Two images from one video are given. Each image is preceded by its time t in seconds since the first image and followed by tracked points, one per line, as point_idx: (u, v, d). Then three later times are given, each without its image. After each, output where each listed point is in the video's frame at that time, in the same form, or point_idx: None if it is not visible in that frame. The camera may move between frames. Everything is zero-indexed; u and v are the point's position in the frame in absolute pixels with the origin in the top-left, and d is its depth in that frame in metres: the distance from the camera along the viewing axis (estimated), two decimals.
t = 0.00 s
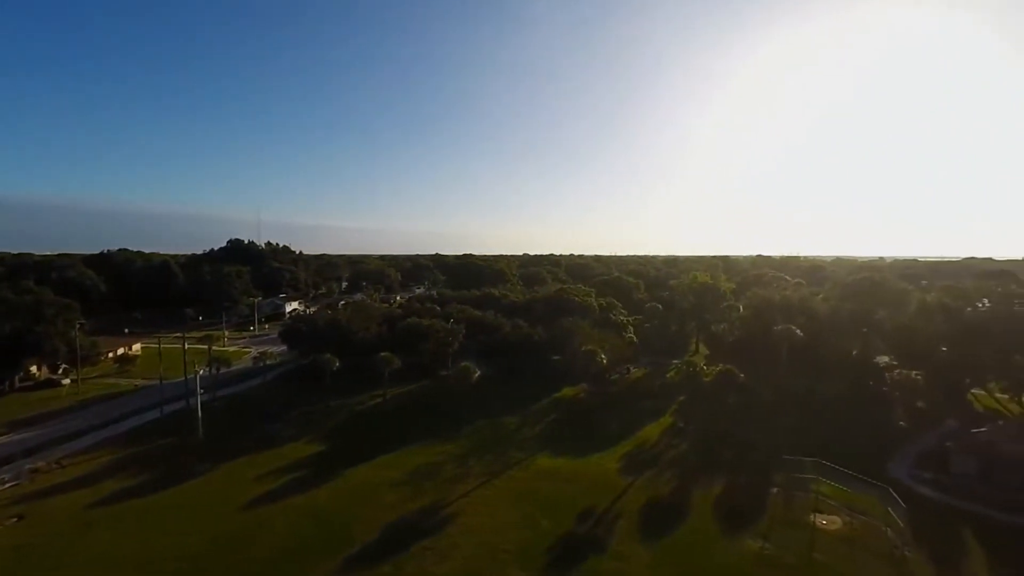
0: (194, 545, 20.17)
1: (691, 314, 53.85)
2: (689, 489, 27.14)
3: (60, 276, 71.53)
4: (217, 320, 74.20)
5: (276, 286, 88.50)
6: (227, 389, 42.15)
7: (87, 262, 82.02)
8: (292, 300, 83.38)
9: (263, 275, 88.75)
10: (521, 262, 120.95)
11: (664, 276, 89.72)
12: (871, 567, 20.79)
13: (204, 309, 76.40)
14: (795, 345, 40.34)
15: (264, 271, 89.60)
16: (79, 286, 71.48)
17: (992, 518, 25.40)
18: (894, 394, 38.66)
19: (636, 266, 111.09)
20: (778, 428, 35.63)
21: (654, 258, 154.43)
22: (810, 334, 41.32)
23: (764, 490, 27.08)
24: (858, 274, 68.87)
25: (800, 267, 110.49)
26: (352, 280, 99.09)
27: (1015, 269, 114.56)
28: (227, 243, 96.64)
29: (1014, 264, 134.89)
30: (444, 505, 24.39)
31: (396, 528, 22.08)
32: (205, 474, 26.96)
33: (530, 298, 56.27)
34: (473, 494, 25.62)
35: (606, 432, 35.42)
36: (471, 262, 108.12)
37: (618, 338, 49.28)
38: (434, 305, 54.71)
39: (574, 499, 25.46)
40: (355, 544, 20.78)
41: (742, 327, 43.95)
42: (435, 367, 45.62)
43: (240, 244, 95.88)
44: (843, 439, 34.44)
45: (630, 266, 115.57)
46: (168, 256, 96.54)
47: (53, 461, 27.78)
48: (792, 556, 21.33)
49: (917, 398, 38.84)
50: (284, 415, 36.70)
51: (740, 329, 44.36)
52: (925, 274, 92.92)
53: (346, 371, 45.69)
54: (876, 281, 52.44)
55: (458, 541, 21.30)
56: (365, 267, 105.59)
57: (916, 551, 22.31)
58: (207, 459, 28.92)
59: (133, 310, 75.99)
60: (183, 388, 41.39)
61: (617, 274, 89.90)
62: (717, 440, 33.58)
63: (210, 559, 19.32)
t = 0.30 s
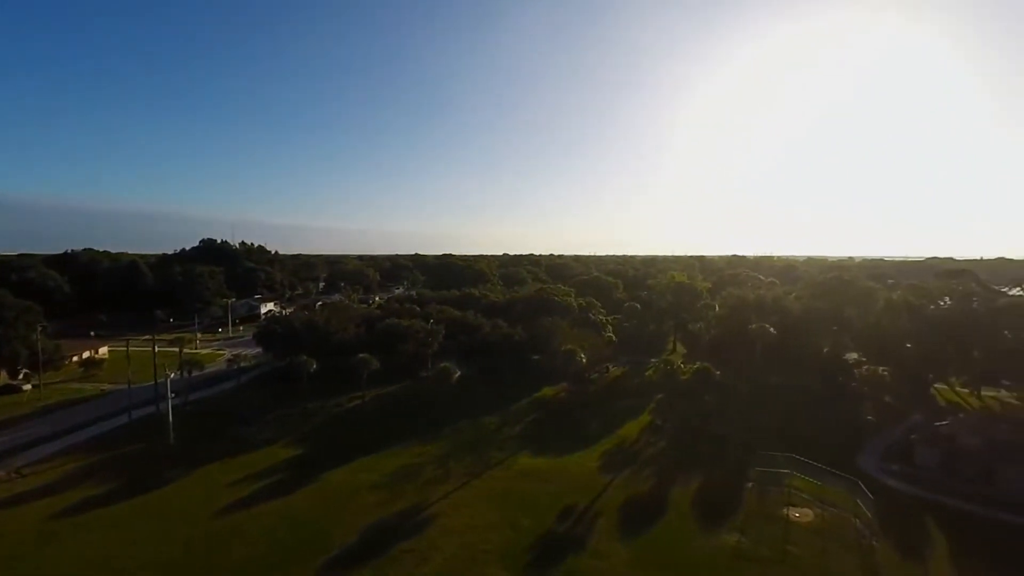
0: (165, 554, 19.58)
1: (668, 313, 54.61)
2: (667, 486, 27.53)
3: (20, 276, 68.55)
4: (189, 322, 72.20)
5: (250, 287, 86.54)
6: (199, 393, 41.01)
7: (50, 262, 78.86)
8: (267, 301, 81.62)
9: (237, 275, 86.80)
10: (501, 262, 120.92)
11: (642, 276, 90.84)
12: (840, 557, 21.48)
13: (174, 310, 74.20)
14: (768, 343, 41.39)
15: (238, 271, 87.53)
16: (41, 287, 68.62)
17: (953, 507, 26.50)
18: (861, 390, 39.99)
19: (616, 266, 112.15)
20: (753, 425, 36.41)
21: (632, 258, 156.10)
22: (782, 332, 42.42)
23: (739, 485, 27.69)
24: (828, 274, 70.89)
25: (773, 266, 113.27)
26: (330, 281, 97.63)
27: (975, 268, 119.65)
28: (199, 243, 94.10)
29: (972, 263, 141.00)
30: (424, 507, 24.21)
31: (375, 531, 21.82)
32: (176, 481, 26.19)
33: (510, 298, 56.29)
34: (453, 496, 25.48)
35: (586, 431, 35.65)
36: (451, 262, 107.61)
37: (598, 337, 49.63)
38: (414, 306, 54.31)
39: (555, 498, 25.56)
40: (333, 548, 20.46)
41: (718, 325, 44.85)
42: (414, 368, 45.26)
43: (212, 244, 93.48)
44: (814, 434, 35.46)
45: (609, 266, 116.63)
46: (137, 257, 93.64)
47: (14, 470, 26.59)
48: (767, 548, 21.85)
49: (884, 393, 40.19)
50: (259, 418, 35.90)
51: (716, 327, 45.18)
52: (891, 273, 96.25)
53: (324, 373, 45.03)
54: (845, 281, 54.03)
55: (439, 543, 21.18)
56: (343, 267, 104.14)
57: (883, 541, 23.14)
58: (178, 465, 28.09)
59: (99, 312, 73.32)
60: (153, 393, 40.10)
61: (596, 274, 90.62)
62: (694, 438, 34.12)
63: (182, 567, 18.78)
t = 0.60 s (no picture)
0: (135, 564, 19.01)
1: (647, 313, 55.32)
2: (645, 482, 27.93)
3: None
4: (159, 324, 70.18)
5: (223, 288, 84.57)
6: (170, 397, 39.88)
7: (11, 262, 75.76)
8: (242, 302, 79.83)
9: (210, 276, 84.69)
10: (481, 262, 120.76)
11: (621, 276, 91.82)
12: (812, 548, 22.10)
13: (143, 312, 72.02)
14: (743, 341, 42.30)
15: (211, 272, 85.47)
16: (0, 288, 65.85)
17: (917, 497, 27.51)
18: (832, 386, 41.17)
19: (595, 266, 113.12)
20: (728, 422, 37.16)
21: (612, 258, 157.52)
22: (756, 330, 43.41)
23: (716, 481, 28.23)
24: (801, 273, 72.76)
25: (748, 266, 115.72)
26: (307, 281, 96.01)
27: (938, 267, 124.35)
28: (170, 243, 91.59)
29: (936, 263, 146.31)
30: (403, 509, 24.02)
31: (354, 535, 21.57)
32: (146, 488, 25.43)
33: (490, 298, 56.32)
34: (434, 497, 25.37)
35: (566, 430, 35.88)
36: (431, 262, 106.97)
37: (577, 337, 50.01)
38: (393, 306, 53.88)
39: (535, 497, 25.65)
40: (311, 554, 20.14)
41: (694, 324, 45.64)
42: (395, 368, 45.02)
43: (184, 244, 91.07)
44: (788, 429, 36.38)
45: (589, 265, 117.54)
46: (104, 257, 90.68)
47: None
48: (742, 542, 22.32)
49: (851, 389, 41.56)
50: (234, 422, 35.09)
51: (693, 326, 45.93)
52: (860, 273, 99.33)
53: (301, 375, 44.31)
54: (816, 280, 55.52)
55: (419, 545, 21.05)
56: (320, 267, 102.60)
57: (853, 532, 23.88)
58: (149, 472, 27.28)
59: (63, 314, 70.72)
60: (121, 398, 38.82)
61: (576, 274, 91.22)
62: (671, 435, 34.64)
63: None
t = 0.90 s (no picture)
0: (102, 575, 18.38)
1: (625, 312, 55.93)
2: (625, 480, 28.23)
3: None
4: (127, 327, 68.01)
5: (195, 289, 82.41)
6: (139, 402, 38.66)
7: None
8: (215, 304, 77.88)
9: (182, 276, 82.40)
10: (461, 262, 120.32)
11: (601, 275, 92.61)
12: (786, 541, 22.67)
13: (111, 314, 69.70)
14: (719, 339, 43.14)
15: (182, 272, 83.18)
16: None
17: (884, 489, 28.47)
18: (803, 382, 42.34)
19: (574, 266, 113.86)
20: (704, 419, 37.84)
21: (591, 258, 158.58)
22: (732, 328, 44.32)
23: (693, 477, 28.69)
24: (773, 272, 74.44)
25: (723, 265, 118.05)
26: (283, 282, 94.20)
27: (903, 266, 128.79)
28: (138, 242, 88.84)
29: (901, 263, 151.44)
30: (382, 512, 23.76)
31: (333, 539, 21.25)
32: (114, 496, 24.59)
33: (470, 298, 56.25)
34: (414, 499, 25.16)
35: (546, 430, 36.02)
36: (410, 262, 106.13)
37: (557, 336, 50.31)
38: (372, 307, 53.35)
39: (516, 497, 25.67)
40: (288, 560, 19.76)
41: (671, 323, 46.39)
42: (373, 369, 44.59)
43: (153, 243, 88.43)
44: (762, 425, 37.23)
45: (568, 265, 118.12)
46: (68, 257, 87.47)
47: None
48: (719, 537, 22.74)
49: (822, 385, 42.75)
50: (207, 427, 34.20)
51: (671, 325, 46.61)
52: (830, 272, 102.23)
53: (277, 377, 43.50)
54: (789, 279, 56.96)
55: (399, 548, 20.86)
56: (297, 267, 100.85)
57: (824, 524, 24.59)
58: (117, 479, 26.39)
59: (24, 317, 67.95)
60: (87, 403, 37.48)
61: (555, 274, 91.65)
62: (650, 433, 35.10)
63: None
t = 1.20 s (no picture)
0: None
1: (604, 311, 56.42)
2: (604, 478, 28.48)
3: None
4: (93, 330, 65.67)
5: (166, 290, 80.08)
6: (106, 407, 37.35)
7: None
8: (186, 305, 75.79)
9: (151, 277, 79.94)
10: (440, 262, 119.61)
11: (580, 275, 93.18)
12: (760, 534, 23.17)
13: (75, 317, 67.23)
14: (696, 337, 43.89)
15: (152, 273, 80.74)
16: None
17: (853, 481, 29.35)
18: (776, 378, 43.36)
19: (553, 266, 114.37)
20: (682, 416, 38.42)
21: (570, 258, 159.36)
22: (708, 326, 45.15)
23: (671, 473, 29.11)
24: (747, 272, 76.10)
25: (699, 265, 120.16)
26: (258, 283, 92.24)
27: (871, 266, 132.90)
28: (105, 242, 85.91)
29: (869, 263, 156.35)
30: (361, 514, 23.46)
31: (311, 544, 20.90)
32: (80, 505, 23.72)
33: (449, 298, 56.08)
34: (393, 501, 24.91)
35: (526, 429, 36.08)
36: (389, 262, 105.06)
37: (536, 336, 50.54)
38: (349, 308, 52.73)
39: (496, 497, 25.64)
40: (263, 566, 19.35)
41: (649, 322, 46.97)
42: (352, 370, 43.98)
43: (121, 243, 85.62)
44: (737, 421, 38.01)
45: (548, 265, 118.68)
46: (30, 257, 84.04)
47: None
48: (696, 532, 23.11)
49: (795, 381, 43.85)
50: (178, 432, 33.23)
51: (649, 324, 47.14)
52: (802, 271, 104.93)
53: (251, 381, 42.60)
54: (762, 278, 58.32)
55: (378, 550, 20.63)
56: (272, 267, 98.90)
57: (796, 516, 25.23)
58: (82, 487, 25.44)
59: None
60: (51, 410, 36.06)
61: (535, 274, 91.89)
62: (628, 431, 35.47)
63: None
